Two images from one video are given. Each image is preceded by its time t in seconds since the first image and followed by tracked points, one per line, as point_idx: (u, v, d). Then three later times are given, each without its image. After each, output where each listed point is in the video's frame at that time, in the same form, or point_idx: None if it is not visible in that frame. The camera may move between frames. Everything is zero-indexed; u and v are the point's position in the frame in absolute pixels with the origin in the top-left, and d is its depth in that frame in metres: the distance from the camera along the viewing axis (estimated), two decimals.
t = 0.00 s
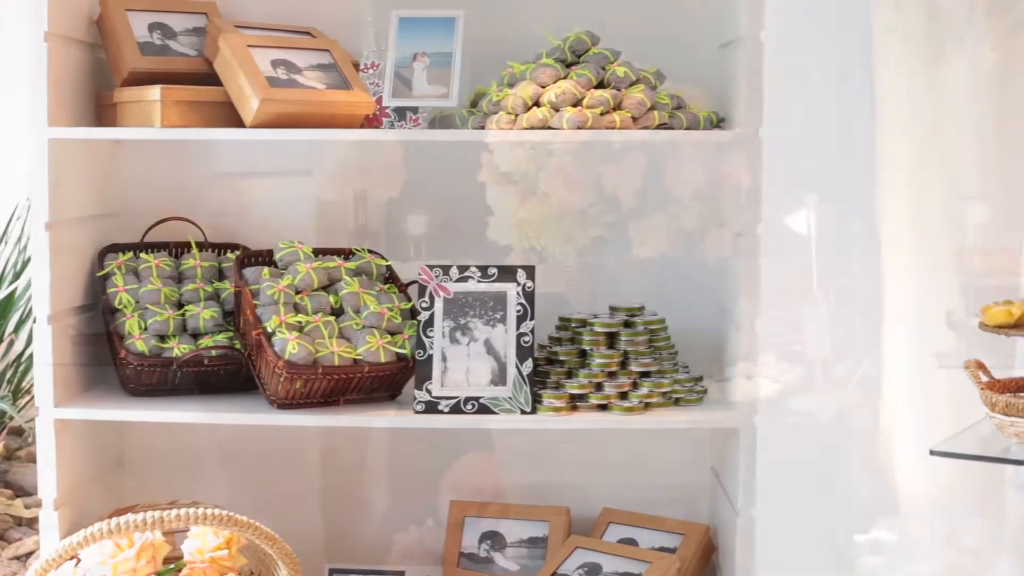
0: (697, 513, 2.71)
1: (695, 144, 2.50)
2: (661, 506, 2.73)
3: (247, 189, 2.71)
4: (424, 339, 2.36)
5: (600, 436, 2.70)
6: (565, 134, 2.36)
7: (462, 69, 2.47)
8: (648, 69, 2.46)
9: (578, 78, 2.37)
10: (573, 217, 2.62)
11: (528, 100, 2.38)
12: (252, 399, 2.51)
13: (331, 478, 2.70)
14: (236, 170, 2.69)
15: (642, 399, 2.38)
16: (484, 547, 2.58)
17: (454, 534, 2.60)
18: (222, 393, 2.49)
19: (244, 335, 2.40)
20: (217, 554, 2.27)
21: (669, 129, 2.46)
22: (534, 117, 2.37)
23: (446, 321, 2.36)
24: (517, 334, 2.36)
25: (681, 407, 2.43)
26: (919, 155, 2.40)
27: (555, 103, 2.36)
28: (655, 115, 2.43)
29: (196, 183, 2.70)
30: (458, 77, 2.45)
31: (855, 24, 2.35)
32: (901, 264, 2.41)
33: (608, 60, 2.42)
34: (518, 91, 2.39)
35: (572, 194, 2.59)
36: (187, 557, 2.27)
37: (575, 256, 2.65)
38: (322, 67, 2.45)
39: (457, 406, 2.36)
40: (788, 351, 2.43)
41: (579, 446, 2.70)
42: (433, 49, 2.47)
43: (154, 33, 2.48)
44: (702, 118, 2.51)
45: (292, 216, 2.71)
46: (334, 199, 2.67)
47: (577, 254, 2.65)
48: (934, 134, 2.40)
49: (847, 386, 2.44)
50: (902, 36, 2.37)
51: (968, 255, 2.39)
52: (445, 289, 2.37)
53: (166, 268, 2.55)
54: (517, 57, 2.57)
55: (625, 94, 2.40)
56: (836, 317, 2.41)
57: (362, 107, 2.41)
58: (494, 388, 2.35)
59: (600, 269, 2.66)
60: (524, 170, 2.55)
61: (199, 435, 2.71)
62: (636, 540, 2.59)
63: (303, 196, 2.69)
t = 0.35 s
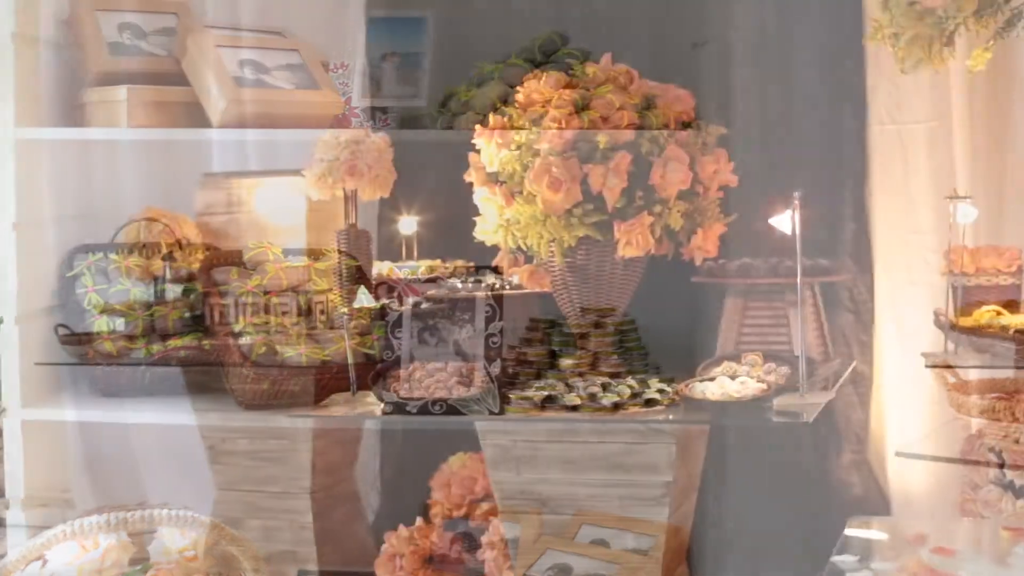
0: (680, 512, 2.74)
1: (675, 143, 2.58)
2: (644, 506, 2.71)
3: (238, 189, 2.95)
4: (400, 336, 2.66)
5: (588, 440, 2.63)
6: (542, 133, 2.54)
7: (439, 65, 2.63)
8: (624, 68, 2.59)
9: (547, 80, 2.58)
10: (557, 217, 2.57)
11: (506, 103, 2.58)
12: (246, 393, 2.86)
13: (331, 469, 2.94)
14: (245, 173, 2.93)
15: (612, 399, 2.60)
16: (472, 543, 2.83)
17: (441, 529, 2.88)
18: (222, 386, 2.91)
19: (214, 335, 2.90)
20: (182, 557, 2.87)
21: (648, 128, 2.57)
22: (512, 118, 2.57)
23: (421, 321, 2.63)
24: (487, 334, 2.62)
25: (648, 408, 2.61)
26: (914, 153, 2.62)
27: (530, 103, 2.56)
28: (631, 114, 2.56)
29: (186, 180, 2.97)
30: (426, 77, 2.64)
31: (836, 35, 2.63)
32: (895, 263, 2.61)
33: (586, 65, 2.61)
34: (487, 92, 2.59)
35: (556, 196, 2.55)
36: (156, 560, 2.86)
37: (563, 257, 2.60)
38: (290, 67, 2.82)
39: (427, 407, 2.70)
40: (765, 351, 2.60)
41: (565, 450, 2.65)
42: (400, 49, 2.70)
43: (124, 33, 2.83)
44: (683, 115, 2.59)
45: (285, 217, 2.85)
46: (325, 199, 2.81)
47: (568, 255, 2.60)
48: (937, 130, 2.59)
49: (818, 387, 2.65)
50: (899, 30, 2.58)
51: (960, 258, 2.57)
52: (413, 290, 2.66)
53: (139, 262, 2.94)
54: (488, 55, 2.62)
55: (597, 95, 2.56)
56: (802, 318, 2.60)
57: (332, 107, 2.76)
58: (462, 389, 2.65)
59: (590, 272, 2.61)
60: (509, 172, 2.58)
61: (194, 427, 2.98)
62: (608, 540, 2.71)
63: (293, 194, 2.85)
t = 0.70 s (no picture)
0: (664, 514, 2.45)
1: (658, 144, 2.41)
2: (629, 508, 2.35)
3: (224, 189, 3.19)
4: (380, 334, 3.06)
5: (569, 439, 2.35)
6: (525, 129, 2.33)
7: (460, 112, 3.60)
8: (607, 69, 2.41)
9: (531, 81, 2.35)
10: (540, 218, 2.32)
11: (489, 109, 2.45)
12: (233, 393, 3.15)
13: (322, 469, 3.25)
14: (236, 176, 3.18)
15: (592, 399, 2.21)
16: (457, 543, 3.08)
17: (426, 529, 2.99)
18: (213, 386, 3.18)
19: (200, 330, 3.23)
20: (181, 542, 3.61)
21: (631, 128, 2.38)
22: (496, 121, 2.41)
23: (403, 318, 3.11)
24: (459, 332, 2.76)
25: (630, 407, 2.21)
26: (903, 151, 3.37)
27: (511, 106, 2.39)
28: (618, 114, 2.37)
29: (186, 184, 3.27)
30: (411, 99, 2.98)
31: (817, 74, 3.38)
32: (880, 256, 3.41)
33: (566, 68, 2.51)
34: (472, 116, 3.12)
35: (538, 197, 2.27)
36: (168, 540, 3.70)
37: (545, 258, 2.40)
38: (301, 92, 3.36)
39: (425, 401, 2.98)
40: (746, 348, 2.57)
41: (545, 448, 2.37)
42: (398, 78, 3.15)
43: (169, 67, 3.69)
44: (668, 117, 2.45)
45: (277, 217, 3.13)
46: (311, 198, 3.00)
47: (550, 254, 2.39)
48: (924, 129, 3.33)
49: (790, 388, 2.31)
50: (884, 31, 2.60)
51: (945, 259, 2.98)
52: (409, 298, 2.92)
53: (129, 261, 3.11)
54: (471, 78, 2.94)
55: (582, 95, 2.38)
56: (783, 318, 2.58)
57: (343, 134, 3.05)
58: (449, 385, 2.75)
59: (574, 271, 2.41)
60: (491, 174, 2.38)
61: (189, 429, 3.24)
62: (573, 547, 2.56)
63: (282, 195, 3.12)
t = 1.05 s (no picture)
0: (643, 514, 2.46)
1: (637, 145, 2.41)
2: (608, 507, 2.36)
3: (210, 190, 3.20)
4: (366, 335, 3.12)
5: (548, 439, 2.37)
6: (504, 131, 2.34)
7: (449, 115, 3.62)
8: (587, 71, 2.41)
9: (511, 83, 2.35)
10: (519, 220, 2.33)
11: (469, 110, 2.45)
12: (218, 394, 3.17)
13: (308, 469, 3.26)
14: (222, 177, 3.19)
15: (570, 401, 2.22)
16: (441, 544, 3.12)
17: (410, 530, 3.00)
18: (199, 387, 3.19)
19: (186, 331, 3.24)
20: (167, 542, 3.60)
21: (610, 130, 2.38)
22: (476, 122, 2.41)
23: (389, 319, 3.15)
24: (441, 332, 2.79)
25: (608, 408, 2.21)
26: (889, 151, 3.37)
27: (491, 107, 2.40)
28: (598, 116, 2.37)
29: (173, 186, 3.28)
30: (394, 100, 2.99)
31: (804, 74, 3.39)
32: (864, 257, 3.42)
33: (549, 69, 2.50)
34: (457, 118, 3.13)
35: (518, 198, 2.27)
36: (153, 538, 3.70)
37: (525, 259, 2.40)
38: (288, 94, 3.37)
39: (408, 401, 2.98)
40: (727, 349, 2.58)
41: (525, 448, 2.38)
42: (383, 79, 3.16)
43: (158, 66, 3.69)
44: (648, 118, 2.45)
45: (262, 218, 3.14)
46: (296, 199, 3.01)
47: (530, 255, 2.40)
48: (910, 129, 3.34)
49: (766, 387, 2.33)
50: (866, 32, 2.59)
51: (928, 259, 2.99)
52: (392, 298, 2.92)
53: (114, 262, 3.12)
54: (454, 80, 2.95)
55: (562, 97, 2.38)
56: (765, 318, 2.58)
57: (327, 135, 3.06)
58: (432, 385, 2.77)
59: (553, 272, 2.41)
60: (471, 174, 2.39)
61: (176, 430, 3.25)
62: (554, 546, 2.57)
63: (267, 196, 3.14)
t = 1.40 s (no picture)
0: (624, 513, 2.47)
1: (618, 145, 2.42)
2: (588, 506, 2.37)
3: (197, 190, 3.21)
4: (352, 335, 3.14)
5: (529, 438, 2.38)
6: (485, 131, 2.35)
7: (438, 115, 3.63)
8: (568, 72, 2.42)
9: (491, 84, 2.36)
10: (500, 220, 2.34)
11: (450, 111, 2.46)
12: (205, 392, 3.18)
13: (296, 468, 3.28)
14: (210, 177, 3.19)
15: (549, 399, 2.23)
16: (427, 542, 3.14)
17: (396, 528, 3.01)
18: (187, 386, 3.21)
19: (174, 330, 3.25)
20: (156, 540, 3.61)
21: (591, 130, 2.40)
22: (457, 123, 2.42)
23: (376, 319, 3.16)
24: (425, 332, 2.80)
25: (586, 407, 2.23)
26: (875, 152, 3.39)
27: (472, 108, 2.41)
28: (578, 116, 2.38)
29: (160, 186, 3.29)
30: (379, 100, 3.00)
31: (790, 76, 3.40)
32: (851, 257, 3.43)
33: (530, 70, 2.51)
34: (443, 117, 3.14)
35: (498, 198, 2.29)
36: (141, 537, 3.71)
37: (506, 259, 2.41)
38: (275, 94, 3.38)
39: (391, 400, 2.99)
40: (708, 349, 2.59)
41: (505, 447, 2.39)
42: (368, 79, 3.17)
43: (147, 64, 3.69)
44: (628, 118, 2.46)
45: (249, 218, 3.15)
46: (283, 198, 3.02)
47: (511, 255, 2.41)
48: (897, 130, 3.35)
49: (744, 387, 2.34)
50: (849, 33, 2.60)
51: (913, 259, 3.00)
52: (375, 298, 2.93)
53: (102, 262, 3.13)
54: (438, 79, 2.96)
55: (543, 97, 2.39)
56: (748, 318, 2.59)
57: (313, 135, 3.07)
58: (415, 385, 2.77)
59: (534, 271, 2.42)
60: (452, 175, 2.40)
61: (164, 429, 3.26)
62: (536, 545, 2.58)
63: (256, 197, 3.15)
